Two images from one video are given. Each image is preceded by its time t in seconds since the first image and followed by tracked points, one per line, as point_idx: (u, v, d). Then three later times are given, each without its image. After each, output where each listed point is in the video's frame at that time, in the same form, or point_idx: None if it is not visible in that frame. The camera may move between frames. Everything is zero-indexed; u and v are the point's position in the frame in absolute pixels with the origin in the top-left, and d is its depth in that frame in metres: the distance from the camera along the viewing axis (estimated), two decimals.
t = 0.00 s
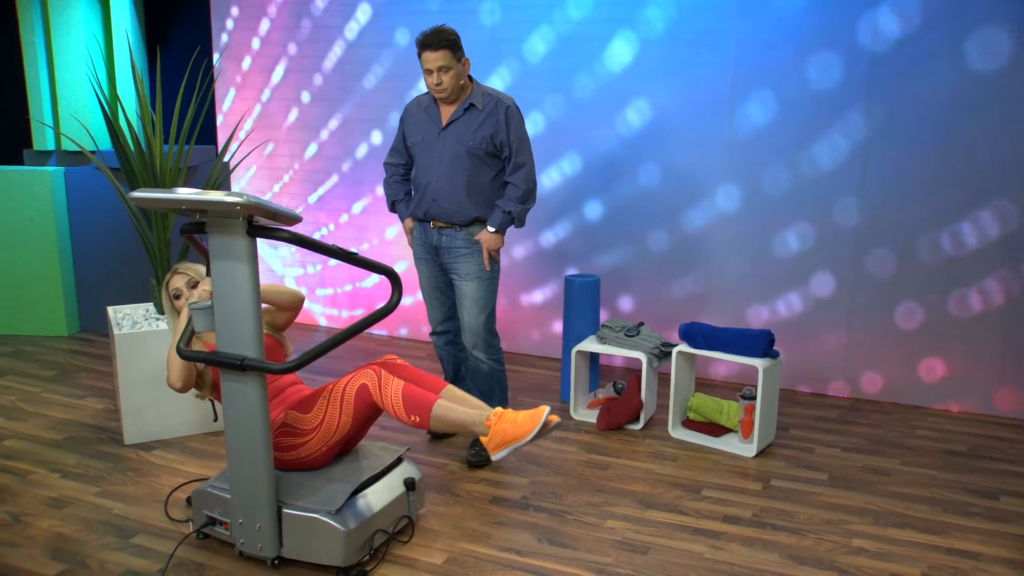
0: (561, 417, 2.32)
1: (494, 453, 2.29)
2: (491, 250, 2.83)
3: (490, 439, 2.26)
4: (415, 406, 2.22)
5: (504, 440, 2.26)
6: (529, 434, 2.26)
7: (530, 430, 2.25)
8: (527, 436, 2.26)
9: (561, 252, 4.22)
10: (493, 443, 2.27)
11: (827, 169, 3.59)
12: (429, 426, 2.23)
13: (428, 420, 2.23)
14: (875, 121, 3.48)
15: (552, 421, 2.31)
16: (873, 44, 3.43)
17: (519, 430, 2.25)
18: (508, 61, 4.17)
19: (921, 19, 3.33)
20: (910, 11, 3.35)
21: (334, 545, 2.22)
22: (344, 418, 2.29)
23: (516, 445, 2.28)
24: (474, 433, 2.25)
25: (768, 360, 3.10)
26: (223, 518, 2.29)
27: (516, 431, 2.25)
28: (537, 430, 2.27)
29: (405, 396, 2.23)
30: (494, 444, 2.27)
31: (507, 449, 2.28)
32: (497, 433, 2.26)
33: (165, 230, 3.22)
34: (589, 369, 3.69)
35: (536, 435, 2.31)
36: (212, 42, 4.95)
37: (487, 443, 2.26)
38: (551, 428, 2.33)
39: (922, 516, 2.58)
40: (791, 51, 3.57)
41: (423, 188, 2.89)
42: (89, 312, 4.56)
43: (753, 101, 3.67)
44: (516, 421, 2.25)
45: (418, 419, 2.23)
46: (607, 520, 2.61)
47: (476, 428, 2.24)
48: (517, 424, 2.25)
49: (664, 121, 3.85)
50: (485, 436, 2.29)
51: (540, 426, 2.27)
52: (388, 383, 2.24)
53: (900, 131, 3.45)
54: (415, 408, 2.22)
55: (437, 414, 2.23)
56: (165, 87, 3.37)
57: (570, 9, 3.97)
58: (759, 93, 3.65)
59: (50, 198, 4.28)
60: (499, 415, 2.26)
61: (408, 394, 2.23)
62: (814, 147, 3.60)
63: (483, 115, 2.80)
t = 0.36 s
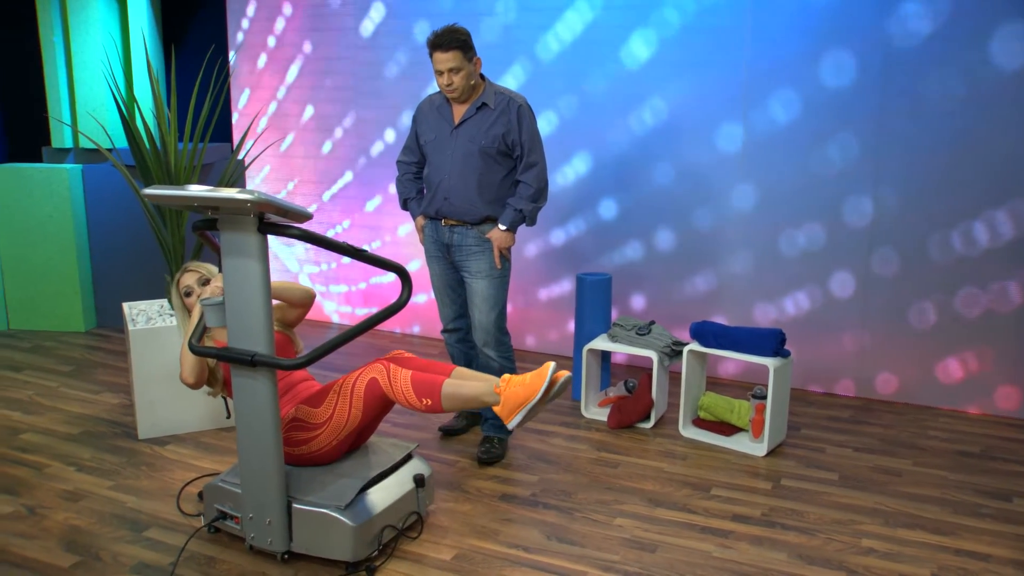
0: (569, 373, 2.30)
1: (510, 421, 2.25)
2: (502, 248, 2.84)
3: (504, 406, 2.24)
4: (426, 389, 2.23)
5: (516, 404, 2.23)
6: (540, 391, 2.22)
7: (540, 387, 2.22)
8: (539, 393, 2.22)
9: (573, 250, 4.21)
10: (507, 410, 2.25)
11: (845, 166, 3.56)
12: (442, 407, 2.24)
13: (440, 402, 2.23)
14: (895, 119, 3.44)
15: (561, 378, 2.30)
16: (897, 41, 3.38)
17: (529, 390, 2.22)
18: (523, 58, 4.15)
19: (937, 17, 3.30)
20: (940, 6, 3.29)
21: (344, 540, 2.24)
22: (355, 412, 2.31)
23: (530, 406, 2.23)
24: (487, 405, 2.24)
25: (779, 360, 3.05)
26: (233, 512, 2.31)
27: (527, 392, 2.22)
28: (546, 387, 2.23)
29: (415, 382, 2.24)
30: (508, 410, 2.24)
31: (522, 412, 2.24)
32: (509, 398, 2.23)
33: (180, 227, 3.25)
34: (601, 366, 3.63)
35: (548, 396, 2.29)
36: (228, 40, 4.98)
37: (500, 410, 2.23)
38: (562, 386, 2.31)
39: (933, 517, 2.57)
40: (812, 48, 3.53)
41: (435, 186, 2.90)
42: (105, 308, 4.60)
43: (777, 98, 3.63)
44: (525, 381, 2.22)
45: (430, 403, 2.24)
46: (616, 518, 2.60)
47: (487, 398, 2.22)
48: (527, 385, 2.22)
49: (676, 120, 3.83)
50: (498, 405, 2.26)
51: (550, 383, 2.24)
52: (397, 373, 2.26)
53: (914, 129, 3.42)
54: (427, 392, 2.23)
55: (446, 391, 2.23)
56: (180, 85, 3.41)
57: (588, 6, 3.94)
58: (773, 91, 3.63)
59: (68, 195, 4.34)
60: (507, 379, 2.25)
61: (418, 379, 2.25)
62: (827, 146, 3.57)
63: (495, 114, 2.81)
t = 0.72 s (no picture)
0: (579, 351, 2.31)
1: (520, 402, 2.30)
2: (516, 243, 2.83)
3: (513, 387, 2.29)
4: (436, 372, 2.25)
5: (525, 385, 2.27)
6: (548, 372, 2.25)
7: (548, 367, 2.25)
8: (547, 374, 2.25)
9: (586, 247, 4.16)
10: (517, 392, 2.29)
11: (860, 162, 3.50)
12: (453, 390, 2.25)
13: (451, 384, 2.24)
14: (910, 115, 3.38)
15: (571, 356, 2.30)
16: (922, 35, 3.31)
17: (538, 371, 2.26)
18: (537, 54, 4.12)
19: (958, 11, 3.24)
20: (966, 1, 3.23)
21: (357, 532, 2.25)
22: (368, 399, 2.33)
23: (539, 387, 2.27)
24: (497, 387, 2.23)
25: (793, 356, 2.96)
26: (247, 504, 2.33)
27: (535, 373, 2.26)
28: (556, 367, 2.26)
29: (425, 365, 2.26)
30: (518, 392, 2.29)
31: (531, 394, 2.28)
32: (518, 379, 2.28)
33: (197, 221, 3.28)
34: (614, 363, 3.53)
35: (559, 375, 2.32)
36: (247, 36, 5.01)
37: (509, 392, 2.28)
38: (573, 365, 2.32)
39: (947, 516, 2.55)
40: (829, 43, 3.47)
41: (450, 182, 2.90)
42: (123, 301, 4.64)
43: (795, 94, 3.57)
44: (533, 362, 2.26)
45: (441, 385, 2.25)
46: (627, 513, 2.59)
47: (497, 380, 2.22)
48: (535, 366, 2.26)
49: (690, 116, 3.78)
50: (509, 387, 2.31)
51: (559, 363, 2.27)
52: (408, 358, 2.28)
53: (932, 126, 3.35)
54: (437, 374, 2.25)
55: (456, 374, 2.24)
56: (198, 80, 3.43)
57: (605, 2, 3.91)
58: (790, 87, 3.57)
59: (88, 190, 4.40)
60: (517, 360, 2.30)
61: (428, 362, 2.27)
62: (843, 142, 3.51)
63: (510, 110, 2.81)
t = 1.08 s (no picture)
0: (590, 349, 2.27)
1: (529, 400, 2.28)
2: (527, 239, 2.80)
3: (522, 385, 2.27)
4: (446, 365, 2.25)
5: (535, 383, 2.25)
6: (557, 371, 2.23)
7: (558, 366, 2.23)
8: (557, 373, 2.23)
9: (598, 243, 4.12)
10: (526, 390, 2.28)
11: (869, 159, 3.47)
12: (462, 384, 2.25)
13: (460, 378, 2.25)
14: (919, 112, 3.35)
15: (581, 354, 2.27)
16: (920, 35, 3.30)
17: (547, 370, 2.24)
18: (548, 51, 4.10)
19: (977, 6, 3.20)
20: None
21: (366, 525, 2.27)
22: (378, 392, 2.35)
23: (548, 386, 2.25)
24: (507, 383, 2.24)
25: (805, 353, 2.86)
26: (258, 497, 2.35)
27: (545, 371, 2.24)
28: (565, 366, 2.24)
29: (435, 359, 2.27)
30: (527, 389, 2.27)
31: (541, 391, 2.26)
32: (527, 377, 2.26)
33: (211, 217, 3.31)
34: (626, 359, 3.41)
35: (570, 373, 2.29)
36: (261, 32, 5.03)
37: (518, 389, 2.26)
38: (583, 363, 2.28)
39: (958, 514, 2.53)
40: (844, 39, 3.43)
41: (461, 177, 2.88)
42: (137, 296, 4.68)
43: (795, 92, 3.56)
44: (543, 360, 2.24)
45: (450, 379, 2.25)
46: (636, 509, 2.58)
47: (506, 377, 2.23)
48: (545, 365, 2.24)
49: (703, 112, 3.75)
50: (518, 384, 2.29)
51: (569, 362, 2.24)
52: (418, 352, 2.30)
53: (949, 122, 3.31)
54: (447, 368, 2.25)
55: (466, 369, 2.25)
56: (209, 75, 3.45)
57: None
58: (804, 83, 3.54)
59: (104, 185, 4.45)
60: (526, 358, 2.27)
61: (438, 356, 2.28)
62: (859, 138, 3.48)
63: (522, 106, 2.78)
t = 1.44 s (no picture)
0: (597, 344, 2.24)
1: (534, 394, 2.20)
2: (538, 233, 2.77)
3: (528, 378, 2.21)
4: (453, 357, 2.24)
5: (541, 377, 2.19)
6: (565, 365, 2.16)
7: (566, 359, 2.17)
8: (564, 367, 2.16)
9: (610, 238, 4.05)
10: (532, 382, 2.20)
11: (887, 154, 3.41)
12: (469, 376, 2.24)
13: (467, 371, 2.23)
14: (938, 106, 3.29)
15: (589, 349, 2.23)
16: (938, 29, 3.24)
17: (554, 363, 2.17)
18: (561, 44, 4.02)
19: None
20: None
21: (373, 520, 2.26)
22: (386, 384, 2.33)
23: (556, 379, 2.18)
24: (514, 376, 2.19)
25: (817, 350, 2.81)
26: (265, 492, 2.34)
27: (552, 365, 2.17)
28: (574, 360, 2.18)
29: (442, 350, 2.25)
30: (532, 383, 2.20)
31: (546, 386, 2.19)
32: (533, 370, 2.20)
33: (219, 210, 3.29)
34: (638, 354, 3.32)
35: (578, 367, 2.23)
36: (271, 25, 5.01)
37: (524, 383, 2.19)
38: (591, 357, 2.24)
39: (973, 514, 2.49)
40: (861, 30, 3.37)
41: (471, 170, 2.85)
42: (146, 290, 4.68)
43: (808, 86, 3.51)
44: (550, 354, 2.18)
45: (456, 371, 2.24)
46: (645, 506, 2.55)
47: (514, 370, 2.19)
48: (552, 358, 2.18)
49: (716, 105, 3.68)
50: (524, 378, 2.23)
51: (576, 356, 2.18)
52: (425, 344, 2.27)
53: (968, 115, 3.24)
54: (453, 360, 2.23)
55: (474, 361, 2.22)
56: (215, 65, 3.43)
57: None
58: (819, 75, 3.48)
59: (112, 177, 4.45)
60: (534, 352, 2.21)
61: (445, 348, 2.25)
62: (875, 132, 3.41)
63: (533, 99, 2.75)
